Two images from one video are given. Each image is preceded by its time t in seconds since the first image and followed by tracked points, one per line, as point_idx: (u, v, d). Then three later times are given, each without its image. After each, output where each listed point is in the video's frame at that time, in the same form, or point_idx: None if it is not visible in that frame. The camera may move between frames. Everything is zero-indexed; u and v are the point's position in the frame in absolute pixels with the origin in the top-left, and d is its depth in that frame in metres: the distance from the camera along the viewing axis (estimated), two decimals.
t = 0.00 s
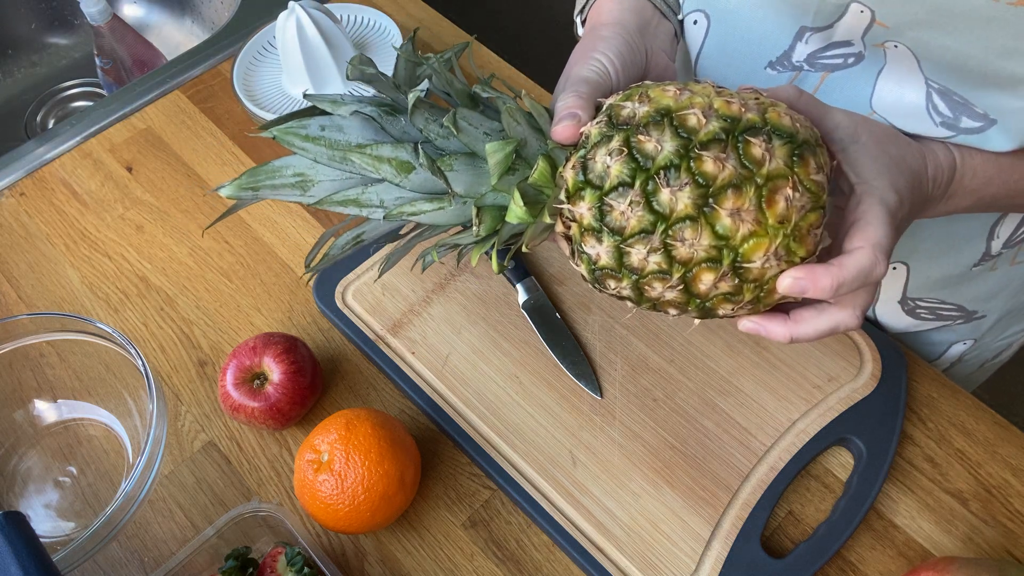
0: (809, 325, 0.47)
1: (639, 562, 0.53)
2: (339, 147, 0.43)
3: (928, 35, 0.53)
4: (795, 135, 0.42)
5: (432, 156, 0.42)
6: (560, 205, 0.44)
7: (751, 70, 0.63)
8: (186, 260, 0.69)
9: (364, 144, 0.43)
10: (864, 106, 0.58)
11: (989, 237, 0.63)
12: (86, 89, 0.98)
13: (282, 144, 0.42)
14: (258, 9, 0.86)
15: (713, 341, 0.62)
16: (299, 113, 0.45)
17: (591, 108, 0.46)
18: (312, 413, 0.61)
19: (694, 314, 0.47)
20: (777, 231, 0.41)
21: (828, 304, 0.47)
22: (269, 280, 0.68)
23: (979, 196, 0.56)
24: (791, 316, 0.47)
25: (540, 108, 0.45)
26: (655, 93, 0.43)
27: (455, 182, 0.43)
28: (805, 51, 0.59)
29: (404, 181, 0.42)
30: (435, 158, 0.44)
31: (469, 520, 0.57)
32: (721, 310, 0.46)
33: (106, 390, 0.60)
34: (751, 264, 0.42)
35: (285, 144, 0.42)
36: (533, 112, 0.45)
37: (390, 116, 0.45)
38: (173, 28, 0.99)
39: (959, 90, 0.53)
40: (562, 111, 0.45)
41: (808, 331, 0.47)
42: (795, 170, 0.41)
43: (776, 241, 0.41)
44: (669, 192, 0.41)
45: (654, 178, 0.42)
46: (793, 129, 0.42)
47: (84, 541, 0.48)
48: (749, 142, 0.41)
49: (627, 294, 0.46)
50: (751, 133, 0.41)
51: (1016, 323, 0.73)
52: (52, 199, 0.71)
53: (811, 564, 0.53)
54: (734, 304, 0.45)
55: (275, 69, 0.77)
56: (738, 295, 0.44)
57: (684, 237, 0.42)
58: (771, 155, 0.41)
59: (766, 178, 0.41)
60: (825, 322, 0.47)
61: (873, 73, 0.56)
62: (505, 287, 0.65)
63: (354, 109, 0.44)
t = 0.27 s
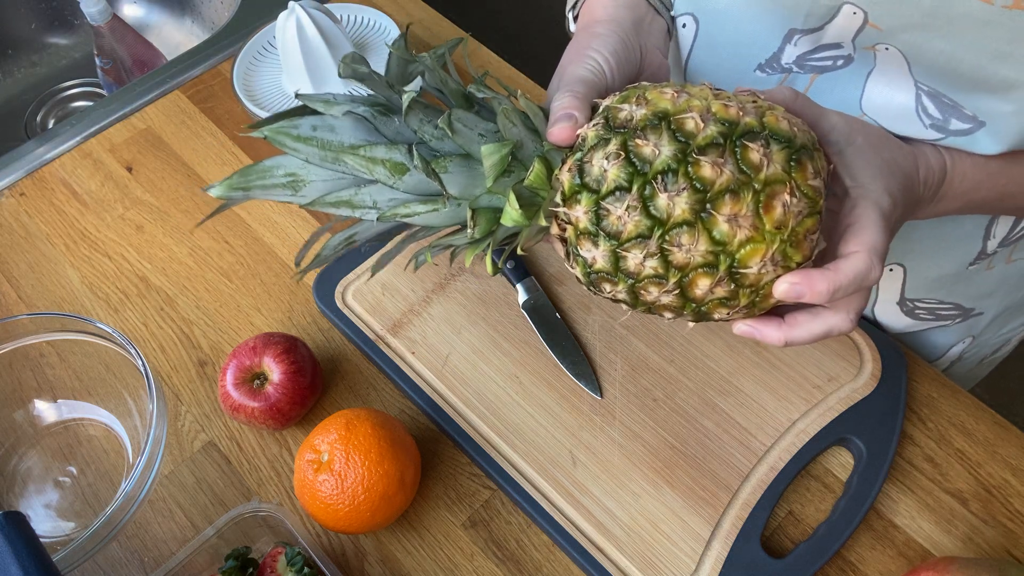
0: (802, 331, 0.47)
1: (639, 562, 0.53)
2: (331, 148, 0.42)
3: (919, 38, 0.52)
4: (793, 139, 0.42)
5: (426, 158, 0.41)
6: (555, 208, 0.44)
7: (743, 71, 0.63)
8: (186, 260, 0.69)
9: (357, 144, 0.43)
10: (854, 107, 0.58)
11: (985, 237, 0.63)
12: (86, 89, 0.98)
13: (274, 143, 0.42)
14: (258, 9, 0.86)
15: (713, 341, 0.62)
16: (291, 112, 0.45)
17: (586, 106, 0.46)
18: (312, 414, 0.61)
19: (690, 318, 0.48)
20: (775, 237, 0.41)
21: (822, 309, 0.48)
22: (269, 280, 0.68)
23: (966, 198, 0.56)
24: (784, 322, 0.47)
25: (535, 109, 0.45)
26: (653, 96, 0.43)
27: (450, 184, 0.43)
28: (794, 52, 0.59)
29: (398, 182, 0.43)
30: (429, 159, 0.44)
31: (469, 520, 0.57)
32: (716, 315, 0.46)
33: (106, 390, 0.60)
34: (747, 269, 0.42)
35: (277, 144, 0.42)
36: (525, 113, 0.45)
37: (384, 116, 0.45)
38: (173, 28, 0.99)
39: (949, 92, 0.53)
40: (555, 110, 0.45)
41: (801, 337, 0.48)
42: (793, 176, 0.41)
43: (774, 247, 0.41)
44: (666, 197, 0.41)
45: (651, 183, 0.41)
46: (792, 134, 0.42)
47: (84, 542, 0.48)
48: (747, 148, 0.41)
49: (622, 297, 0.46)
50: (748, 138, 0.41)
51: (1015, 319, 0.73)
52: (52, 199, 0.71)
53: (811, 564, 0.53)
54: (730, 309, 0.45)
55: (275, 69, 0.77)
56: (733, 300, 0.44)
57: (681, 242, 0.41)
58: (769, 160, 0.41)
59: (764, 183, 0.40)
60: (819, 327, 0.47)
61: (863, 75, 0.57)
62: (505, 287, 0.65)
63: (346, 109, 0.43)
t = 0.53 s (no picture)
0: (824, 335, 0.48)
1: (639, 562, 0.53)
2: (342, 133, 0.39)
3: (941, 44, 0.52)
4: (827, 140, 0.42)
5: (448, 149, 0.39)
6: (580, 204, 0.43)
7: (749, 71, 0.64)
8: (186, 260, 0.69)
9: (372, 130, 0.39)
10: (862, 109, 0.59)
11: (982, 237, 0.64)
12: (86, 89, 0.98)
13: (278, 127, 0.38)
14: (258, 9, 0.86)
15: (712, 341, 0.62)
16: (294, 92, 0.41)
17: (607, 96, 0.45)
18: (312, 414, 0.61)
19: (712, 321, 0.47)
20: (809, 240, 0.41)
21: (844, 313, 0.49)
22: (269, 280, 0.68)
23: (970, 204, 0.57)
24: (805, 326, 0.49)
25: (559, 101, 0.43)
26: (684, 90, 0.43)
27: (470, 177, 0.40)
28: (802, 55, 0.59)
29: (413, 173, 0.40)
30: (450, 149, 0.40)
31: (469, 520, 0.57)
32: (741, 318, 0.46)
33: (106, 390, 0.60)
34: (780, 273, 0.42)
35: (282, 127, 0.38)
36: (550, 103, 0.42)
37: (399, 100, 0.41)
38: (173, 28, 0.99)
39: (957, 99, 0.54)
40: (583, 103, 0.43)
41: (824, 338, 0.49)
42: (828, 177, 0.41)
43: (807, 250, 0.41)
44: (702, 197, 0.40)
45: (687, 181, 0.41)
46: (825, 135, 0.42)
47: (85, 542, 0.48)
48: (784, 147, 0.40)
49: (645, 299, 0.45)
50: (785, 137, 0.41)
51: (1006, 315, 0.74)
52: (52, 199, 0.71)
53: (810, 564, 0.53)
54: (756, 313, 0.45)
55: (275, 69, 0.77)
56: (762, 304, 0.44)
57: (715, 244, 0.41)
58: (806, 161, 0.41)
59: (801, 184, 0.40)
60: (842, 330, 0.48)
61: (870, 78, 0.58)
62: (504, 288, 0.65)
63: (359, 91, 0.40)
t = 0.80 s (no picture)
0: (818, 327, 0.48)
1: (639, 562, 0.53)
2: (345, 106, 0.39)
3: (947, 43, 0.53)
4: (829, 132, 0.42)
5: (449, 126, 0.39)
6: (578, 186, 0.42)
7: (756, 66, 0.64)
8: (186, 260, 0.69)
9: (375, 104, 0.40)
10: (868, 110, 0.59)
11: (985, 242, 0.64)
12: (86, 89, 0.98)
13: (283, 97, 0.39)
14: (259, 9, 0.86)
15: (712, 341, 0.62)
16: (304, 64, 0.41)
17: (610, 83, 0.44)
18: (312, 413, 0.61)
19: (707, 308, 0.47)
20: (806, 229, 0.41)
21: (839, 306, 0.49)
22: (269, 280, 0.68)
23: (977, 206, 0.57)
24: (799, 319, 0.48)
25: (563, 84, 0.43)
26: (688, 76, 0.42)
27: (471, 155, 0.41)
28: (813, 51, 0.59)
29: (415, 149, 0.40)
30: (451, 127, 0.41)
31: (469, 520, 0.57)
32: (736, 306, 0.46)
33: (106, 390, 0.60)
34: (775, 261, 0.41)
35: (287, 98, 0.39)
36: (554, 86, 0.42)
37: (404, 77, 0.42)
38: (174, 28, 0.99)
39: (965, 99, 0.54)
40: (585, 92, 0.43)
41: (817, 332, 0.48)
42: (828, 168, 0.41)
43: (804, 240, 0.41)
44: (700, 181, 0.40)
45: (685, 165, 0.40)
46: (828, 126, 0.42)
47: (85, 541, 0.48)
48: (785, 136, 0.40)
49: (640, 284, 0.45)
50: (786, 126, 0.41)
51: (1013, 323, 0.73)
52: (52, 199, 0.71)
53: (810, 564, 0.54)
54: (751, 301, 0.45)
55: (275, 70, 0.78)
56: (756, 292, 0.44)
57: (711, 229, 0.41)
58: (807, 150, 0.40)
59: (800, 173, 0.40)
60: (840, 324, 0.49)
61: (879, 78, 0.57)
62: (505, 287, 0.65)
63: (365, 66, 0.40)
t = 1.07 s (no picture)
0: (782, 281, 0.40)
1: (639, 562, 0.53)
2: None
3: (956, 48, 0.51)
4: None
5: None
6: None
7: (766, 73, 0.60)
8: (186, 260, 0.69)
9: None
10: (877, 120, 0.57)
11: (989, 254, 0.62)
12: (86, 89, 0.98)
13: None
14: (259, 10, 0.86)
15: (712, 341, 0.62)
16: None
17: None
18: (312, 413, 0.61)
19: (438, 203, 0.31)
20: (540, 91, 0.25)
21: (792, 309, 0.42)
22: (269, 280, 0.68)
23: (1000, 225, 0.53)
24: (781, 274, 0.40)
25: None
26: None
27: None
28: (825, 54, 0.56)
29: None
30: None
31: (469, 520, 0.57)
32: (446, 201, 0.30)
33: (106, 390, 0.60)
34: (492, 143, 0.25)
35: None
36: None
37: None
38: (174, 29, 0.98)
39: (975, 108, 0.52)
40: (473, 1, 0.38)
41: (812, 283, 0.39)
42: None
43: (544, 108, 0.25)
44: None
45: None
46: None
47: (84, 541, 0.48)
48: None
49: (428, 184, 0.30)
50: None
51: (1013, 335, 0.74)
52: (52, 199, 0.71)
53: (810, 564, 0.54)
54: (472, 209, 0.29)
55: (275, 68, 0.74)
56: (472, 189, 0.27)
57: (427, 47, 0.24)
58: None
59: None
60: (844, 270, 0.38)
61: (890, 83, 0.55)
62: (505, 288, 0.65)
63: None
